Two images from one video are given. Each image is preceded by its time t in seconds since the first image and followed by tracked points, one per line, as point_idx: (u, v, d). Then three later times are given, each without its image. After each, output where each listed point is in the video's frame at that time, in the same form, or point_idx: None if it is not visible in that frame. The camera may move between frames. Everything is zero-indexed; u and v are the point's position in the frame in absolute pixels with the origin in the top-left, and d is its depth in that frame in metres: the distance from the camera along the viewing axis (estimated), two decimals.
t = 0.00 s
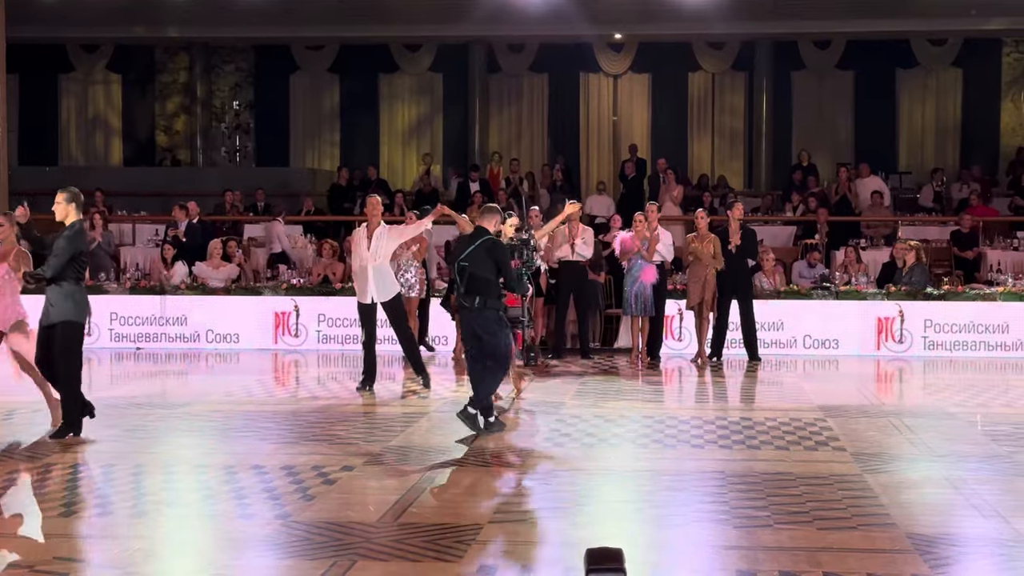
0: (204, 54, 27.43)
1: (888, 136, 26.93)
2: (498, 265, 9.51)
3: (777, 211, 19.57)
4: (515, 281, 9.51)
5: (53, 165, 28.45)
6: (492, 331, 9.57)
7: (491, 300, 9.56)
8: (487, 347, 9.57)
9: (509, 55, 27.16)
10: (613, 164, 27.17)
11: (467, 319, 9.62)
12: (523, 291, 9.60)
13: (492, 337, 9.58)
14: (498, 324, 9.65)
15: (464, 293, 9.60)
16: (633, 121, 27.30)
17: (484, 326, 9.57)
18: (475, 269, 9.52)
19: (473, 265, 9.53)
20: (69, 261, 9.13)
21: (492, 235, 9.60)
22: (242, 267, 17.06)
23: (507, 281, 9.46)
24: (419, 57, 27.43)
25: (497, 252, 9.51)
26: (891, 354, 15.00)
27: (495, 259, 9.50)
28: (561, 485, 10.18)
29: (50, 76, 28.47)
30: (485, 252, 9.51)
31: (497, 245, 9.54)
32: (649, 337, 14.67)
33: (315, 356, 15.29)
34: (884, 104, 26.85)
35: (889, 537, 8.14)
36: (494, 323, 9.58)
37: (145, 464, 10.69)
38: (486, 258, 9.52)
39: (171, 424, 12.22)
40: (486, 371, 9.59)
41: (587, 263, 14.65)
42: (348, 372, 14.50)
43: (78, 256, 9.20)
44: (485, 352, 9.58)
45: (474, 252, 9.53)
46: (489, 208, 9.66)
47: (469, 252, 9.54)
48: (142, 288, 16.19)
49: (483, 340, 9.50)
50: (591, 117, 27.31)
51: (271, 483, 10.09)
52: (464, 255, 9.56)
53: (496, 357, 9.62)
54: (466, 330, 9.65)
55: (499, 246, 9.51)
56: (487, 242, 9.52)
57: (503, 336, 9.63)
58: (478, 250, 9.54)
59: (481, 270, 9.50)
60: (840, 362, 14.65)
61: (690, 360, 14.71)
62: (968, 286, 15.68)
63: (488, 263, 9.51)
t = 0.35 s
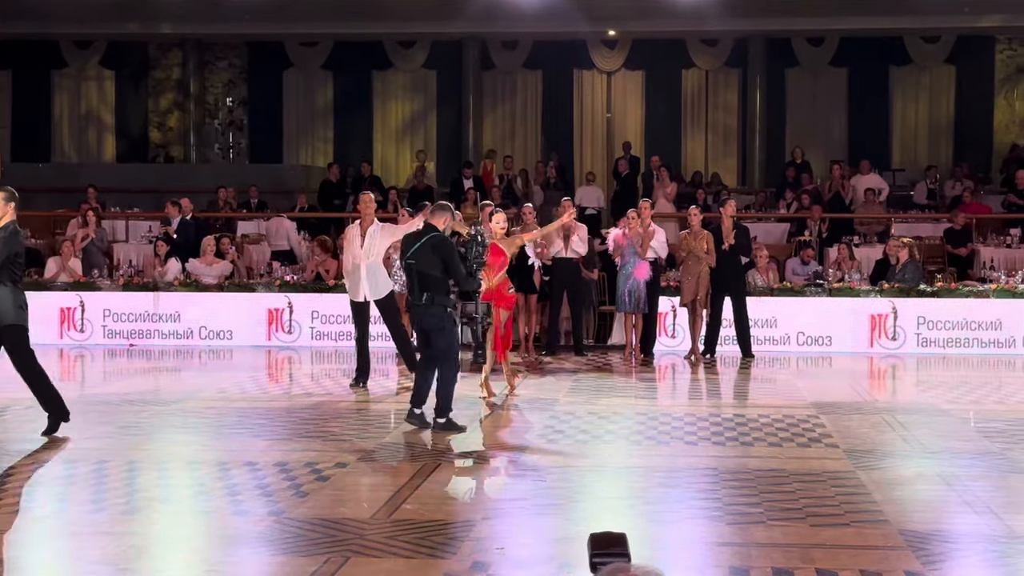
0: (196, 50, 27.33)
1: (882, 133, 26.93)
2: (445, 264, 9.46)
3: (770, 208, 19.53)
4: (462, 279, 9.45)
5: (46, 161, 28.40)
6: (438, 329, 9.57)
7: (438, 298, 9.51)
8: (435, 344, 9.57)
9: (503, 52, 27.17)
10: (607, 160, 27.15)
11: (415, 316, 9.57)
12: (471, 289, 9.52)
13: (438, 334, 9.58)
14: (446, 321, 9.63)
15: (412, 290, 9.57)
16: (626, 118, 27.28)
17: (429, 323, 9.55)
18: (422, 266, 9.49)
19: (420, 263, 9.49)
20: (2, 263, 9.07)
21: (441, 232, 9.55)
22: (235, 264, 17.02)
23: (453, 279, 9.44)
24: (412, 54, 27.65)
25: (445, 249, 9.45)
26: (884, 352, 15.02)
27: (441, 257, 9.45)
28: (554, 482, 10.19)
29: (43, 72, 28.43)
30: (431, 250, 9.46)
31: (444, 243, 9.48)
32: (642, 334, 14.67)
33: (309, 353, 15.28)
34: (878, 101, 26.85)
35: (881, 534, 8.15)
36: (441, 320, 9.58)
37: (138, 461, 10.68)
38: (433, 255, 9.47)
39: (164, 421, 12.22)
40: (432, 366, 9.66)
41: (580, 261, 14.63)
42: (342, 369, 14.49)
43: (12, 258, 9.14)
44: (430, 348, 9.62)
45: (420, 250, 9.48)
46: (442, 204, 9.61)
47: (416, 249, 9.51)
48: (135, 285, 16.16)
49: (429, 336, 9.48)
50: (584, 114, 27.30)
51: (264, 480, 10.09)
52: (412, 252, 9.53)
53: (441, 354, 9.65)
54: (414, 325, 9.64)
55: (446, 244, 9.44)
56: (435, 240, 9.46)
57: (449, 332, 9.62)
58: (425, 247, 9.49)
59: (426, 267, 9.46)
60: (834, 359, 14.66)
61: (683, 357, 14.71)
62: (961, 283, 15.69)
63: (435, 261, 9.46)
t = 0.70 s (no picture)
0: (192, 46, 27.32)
1: (877, 130, 26.95)
2: (388, 259, 9.30)
3: (765, 205, 19.51)
4: (406, 274, 9.28)
5: (41, 157, 28.38)
6: (384, 326, 9.34)
7: (382, 294, 9.34)
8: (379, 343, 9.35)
9: (498, 48, 27.09)
10: (603, 157, 27.16)
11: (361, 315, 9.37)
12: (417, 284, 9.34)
13: (385, 332, 9.35)
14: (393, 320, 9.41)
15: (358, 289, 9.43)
16: (622, 114, 27.28)
17: (376, 320, 9.33)
18: (367, 263, 9.35)
19: (365, 260, 9.35)
20: None
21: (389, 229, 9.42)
22: (230, 260, 16.98)
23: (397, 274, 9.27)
24: (408, 50, 27.39)
25: (388, 245, 9.31)
26: (879, 348, 15.05)
27: (384, 252, 9.29)
28: (549, 479, 10.20)
29: (37, 68, 28.38)
30: (374, 245, 9.32)
31: (388, 238, 9.34)
32: (637, 330, 14.66)
33: (304, 349, 15.27)
34: (873, 98, 26.86)
35: (876, 530, 8.16)
36: (388, 317, 9.36)
37: (132, 458, 10.67)
38: (376, 251, 9.32)
39: (158, 418, 12.21)
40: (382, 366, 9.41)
41: (575, 257, 14.62)
42: (337, 365, 14.49)
43: None
44: (378, 348, 9.37)
45: (364, 246, 9.35)
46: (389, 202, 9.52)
47: (361, 246, 9.37)
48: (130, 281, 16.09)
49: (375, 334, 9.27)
50: (580, 110, 27.29)
51: (258, 476, 10.09)
52: (357, 250, 9.41)
53: (391, 354, 9.41)
54: (361, 327, 9.43)
55: (389, 239, 9.29)
56: (378, 235, 9.32)
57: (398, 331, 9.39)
58: (369, 243, 9.35)
59: (369, 263, 9.31)
60: (829, 355, 14.68)
61: (678, 354, 14.71)
62: (956, 279, 15.70)
63: (378, 256, 9.31)
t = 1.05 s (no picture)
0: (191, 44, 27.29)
1: (877, 128, 26.94)
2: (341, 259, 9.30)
3: (765, 204, 19.48)
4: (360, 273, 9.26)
5: (40, 155, 28.37)
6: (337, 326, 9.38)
7: (338, 293, 9.36)
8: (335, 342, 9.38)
9: (497, 46, 27.27)
10: (603, 155, 27.14)
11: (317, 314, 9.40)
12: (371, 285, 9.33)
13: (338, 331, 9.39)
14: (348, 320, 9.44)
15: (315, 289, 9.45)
16: (621, 113, 27.25)
17: (329, 320, 9.37)
18: (321, 263, 9.37)
19: (319, 260, 9.37)
20: None
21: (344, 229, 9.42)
22: (229, 259, 16.96)
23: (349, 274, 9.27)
24: (407, 48, 27.59)
25: (341, 245, 9.32)
26: (879, 347, 15.04)
27: (337, 253, 9.30)
28: (549, 477, 10.20)
29: (36, 66, 28.35)
30: (327, 246, 9.33)
31: (342, 239, 9.35)
32: (636, 329, 14.61)
33: (303, 347, 15.25)
34: (872, 97, 26.86)
35: (875, 529, 8.15)
36: (342, 317, 9.39)
37: (132, 456, 10.66)
38: (329, 251, 9.33)
39: (158, 417, 12.20)
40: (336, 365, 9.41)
41: (575, 256, 14.62)
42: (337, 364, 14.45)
43: None
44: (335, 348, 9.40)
45: (319, 246, 9.38)
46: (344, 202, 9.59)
47: (315, 246, 9.40)
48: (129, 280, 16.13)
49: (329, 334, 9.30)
50: (580, 107, 27.28)
51: (258, 475, 10.08)
52: (313, 251, 9.44)
53: (344, 353, 9.47)
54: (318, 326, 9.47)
55: (341, 240, 9.29)
56: (331, 235, 9.33)
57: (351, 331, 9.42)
58: (323, 243, 9.38)
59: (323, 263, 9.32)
60: (828, 354, 14.66)
61: (678, 352, 14.68)
62: (956, 278, 15.69)
63: (331, 257, 9.32)
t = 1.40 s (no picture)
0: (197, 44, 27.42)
1: (881, 127, 26.92)
2: (298, 257, 9.32)
3: (770, 204, 19.47)
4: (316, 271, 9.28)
5: (45, 155, 28.41)
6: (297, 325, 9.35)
7: (295, 293, 9.33)
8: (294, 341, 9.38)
9: (501, 46, 27.18)
10: (607, 155, 27.13)
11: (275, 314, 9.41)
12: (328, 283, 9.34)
13: (298, 331, 9.36)
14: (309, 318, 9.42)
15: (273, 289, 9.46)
16: (625, 112, 27.24)
17: (289, 319, 9.34)
18: (277, 262, 9.37)
19: (275, 260, 9.38)
20: None
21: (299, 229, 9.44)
22: (234, 258, 16.95)
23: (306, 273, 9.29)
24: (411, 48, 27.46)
25: (297, 243, 9.34)
26: (883, 347, 15.03)
27: (293, 252, 9.32)
28: (553, 477, 10.21)
29: (40, 66, 28.38)
30: (283, 245, 9.35)
31: (298, 237, 9.37)
32: (640, 329, 14.60)
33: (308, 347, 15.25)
34: (876, 96, 26.85)
35: (880, 529, 8.15)
36: (303, 316, 9.36)
37: (137, 456, 10.67)
38: (286, 249, 9.34)
39: (162, 417, 12.21)
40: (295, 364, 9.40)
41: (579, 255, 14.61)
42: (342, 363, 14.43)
43: None
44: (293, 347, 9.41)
45: (275, 246, 9.38)
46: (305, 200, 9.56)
47: (271, 245, 9.40)
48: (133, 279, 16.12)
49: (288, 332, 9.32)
50: (584, 107, 27.26)
51: (262, 475, 10.09)
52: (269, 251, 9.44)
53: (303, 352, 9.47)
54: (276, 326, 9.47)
55: (298, 237, 9.31)
56: (287, 233, 9.35)
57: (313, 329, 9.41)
58: (279, 242, 9.39)
59: (279, 262, 9.34)
60: (832, 354, 14.65)
61: (682, 352, 14.67)
62: (961, 278, 15.68)
63: (287, 255, 9.32)
